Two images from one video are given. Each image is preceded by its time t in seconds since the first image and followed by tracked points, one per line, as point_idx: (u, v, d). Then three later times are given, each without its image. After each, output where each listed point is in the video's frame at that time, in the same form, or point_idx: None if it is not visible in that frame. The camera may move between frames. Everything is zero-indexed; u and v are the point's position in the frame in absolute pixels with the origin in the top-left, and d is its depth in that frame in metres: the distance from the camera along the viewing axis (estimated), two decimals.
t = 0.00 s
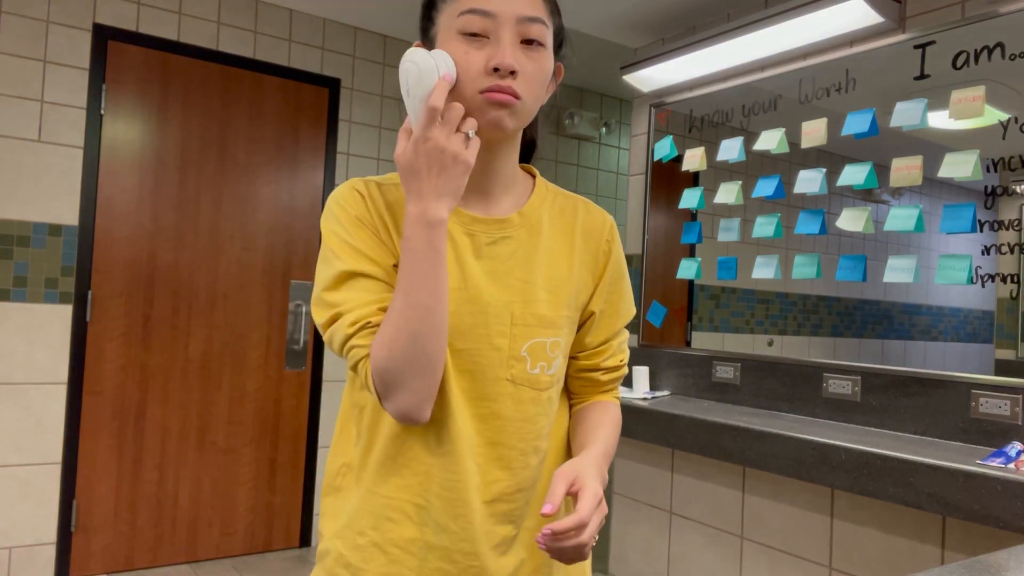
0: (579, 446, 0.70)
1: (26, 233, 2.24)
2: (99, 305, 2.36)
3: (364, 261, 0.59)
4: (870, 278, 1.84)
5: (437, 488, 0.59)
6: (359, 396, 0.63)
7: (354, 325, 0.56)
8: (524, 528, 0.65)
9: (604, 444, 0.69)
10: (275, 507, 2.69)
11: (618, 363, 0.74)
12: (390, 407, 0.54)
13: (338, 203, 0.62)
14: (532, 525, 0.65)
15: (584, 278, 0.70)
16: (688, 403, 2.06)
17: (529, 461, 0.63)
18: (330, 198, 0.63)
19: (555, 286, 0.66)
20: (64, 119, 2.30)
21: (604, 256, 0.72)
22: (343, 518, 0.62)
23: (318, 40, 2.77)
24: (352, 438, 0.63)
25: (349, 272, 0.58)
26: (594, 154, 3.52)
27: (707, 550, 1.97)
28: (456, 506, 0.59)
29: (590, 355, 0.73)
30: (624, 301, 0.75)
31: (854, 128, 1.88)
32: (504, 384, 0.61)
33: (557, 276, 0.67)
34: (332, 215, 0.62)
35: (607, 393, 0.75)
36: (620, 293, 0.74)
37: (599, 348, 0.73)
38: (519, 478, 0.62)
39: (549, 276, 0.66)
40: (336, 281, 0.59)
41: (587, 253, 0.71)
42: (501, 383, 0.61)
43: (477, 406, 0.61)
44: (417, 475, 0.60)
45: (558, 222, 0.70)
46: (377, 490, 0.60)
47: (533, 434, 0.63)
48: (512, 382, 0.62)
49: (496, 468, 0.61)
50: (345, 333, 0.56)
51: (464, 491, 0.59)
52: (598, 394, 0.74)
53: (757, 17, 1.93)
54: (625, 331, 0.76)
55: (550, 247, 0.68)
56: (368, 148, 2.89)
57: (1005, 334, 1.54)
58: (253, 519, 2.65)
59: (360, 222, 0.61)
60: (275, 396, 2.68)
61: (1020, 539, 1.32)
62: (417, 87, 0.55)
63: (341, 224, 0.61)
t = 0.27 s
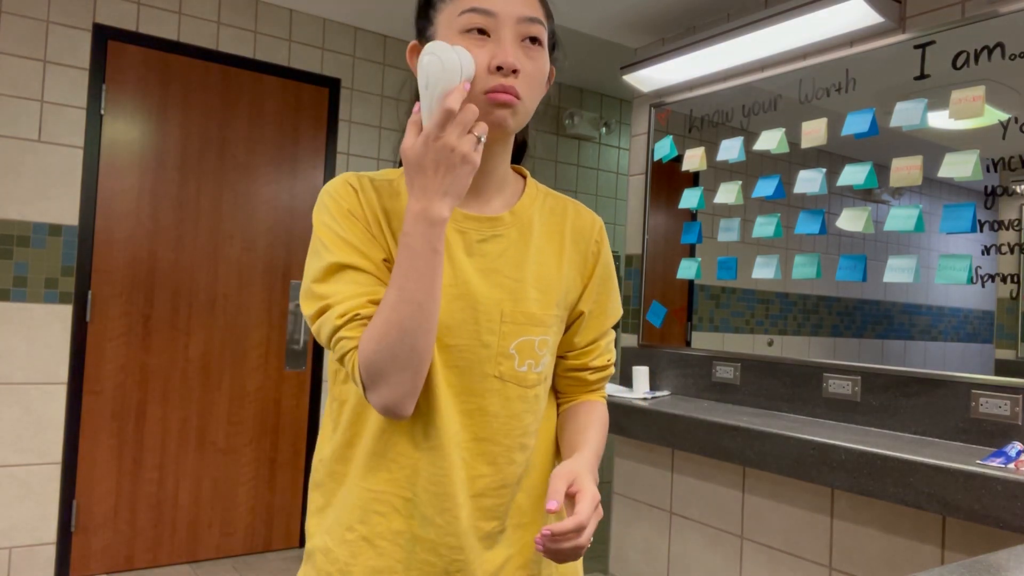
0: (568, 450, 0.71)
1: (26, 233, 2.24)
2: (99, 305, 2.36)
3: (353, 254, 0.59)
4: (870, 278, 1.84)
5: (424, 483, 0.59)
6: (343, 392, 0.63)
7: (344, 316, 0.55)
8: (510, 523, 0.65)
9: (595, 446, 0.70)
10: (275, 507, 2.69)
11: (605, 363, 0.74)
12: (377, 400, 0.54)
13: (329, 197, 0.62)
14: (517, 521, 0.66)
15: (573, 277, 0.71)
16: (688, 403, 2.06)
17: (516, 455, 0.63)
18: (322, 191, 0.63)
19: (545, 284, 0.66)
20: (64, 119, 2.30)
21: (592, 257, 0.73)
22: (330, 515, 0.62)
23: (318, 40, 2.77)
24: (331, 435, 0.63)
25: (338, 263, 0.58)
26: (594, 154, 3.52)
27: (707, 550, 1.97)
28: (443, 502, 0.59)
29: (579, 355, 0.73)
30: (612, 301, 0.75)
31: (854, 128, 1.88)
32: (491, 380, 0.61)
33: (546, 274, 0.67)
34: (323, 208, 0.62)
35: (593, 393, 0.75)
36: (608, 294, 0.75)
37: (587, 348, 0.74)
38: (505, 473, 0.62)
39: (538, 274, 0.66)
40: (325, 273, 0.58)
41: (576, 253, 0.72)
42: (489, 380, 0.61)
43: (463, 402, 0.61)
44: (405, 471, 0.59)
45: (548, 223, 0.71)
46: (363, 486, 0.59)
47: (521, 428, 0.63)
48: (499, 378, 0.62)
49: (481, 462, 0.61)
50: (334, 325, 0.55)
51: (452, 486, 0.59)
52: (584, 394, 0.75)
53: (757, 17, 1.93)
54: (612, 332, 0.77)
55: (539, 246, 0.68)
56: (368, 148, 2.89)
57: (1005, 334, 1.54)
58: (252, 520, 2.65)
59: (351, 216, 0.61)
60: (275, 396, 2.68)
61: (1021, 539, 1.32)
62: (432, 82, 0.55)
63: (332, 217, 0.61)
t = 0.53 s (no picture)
0: (573, 455, 0.71)
1: (26, 233, 2.24)
2: (99, 305, 2.36)
3: (348, 257, 0.59)
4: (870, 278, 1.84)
5: (424, 485, 0.59)
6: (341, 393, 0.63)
7: (337, 320, 0.55)
8: (510, 524, 0.65)
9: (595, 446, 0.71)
10: (275, 507, 2.69)
11: (601, 362, 0.75)
12: (371, 405, 0.54)
13: (326, 198, 0.62)
14: (517, 522, 0.66)
15: (571, 278, 0.71)
16: (688, 403, 2.06)
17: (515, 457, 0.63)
18: (320, 191, 0.63)
19: (543, 285, 0.67)
20: (64, 119, 2.30)
21: (590, 256, 0.73)
22: (330, 518, 0.62)
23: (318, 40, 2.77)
24: (326, 436, 0.63)
25: (332, 267, 0.58)
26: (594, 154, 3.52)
27: (707, 550, 1.97)
28: (443, 503, 0.59)
29: (576, 354, 0.73)
30: (609, 301, 0.76)
31: (854, 129, 1.88)
32: (491, 383, 0.61)
33: (545, 275, 0.67)
34: (319, 210, 0.62)
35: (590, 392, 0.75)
36: (605, 293, 0.75)
37: (584, 347, 0.74)
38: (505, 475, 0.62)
39: (537, 275, 0.66)
40: (320, 276, 0.58)
41: (574, 254, 0.72)
42: (488, 381, 0.61)
43: (463, 404, 0.61)
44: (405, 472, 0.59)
45: (546, 223, 0.71)
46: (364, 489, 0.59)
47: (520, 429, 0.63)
48: (499, 380, 0.62)
49: (479, 464, 0.62)
50: (328, 330, 0.55)
51: (452, 488, 0.59)
52: (582, 393, 0.75)
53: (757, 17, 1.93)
54: (609, 330, 0.77)
55: (538, 246, 0.68)
56: (368, 148, 2.89)
57: (1005, 334, 1.54)
58: (253, 520, 2.65)
59: (348, 217, 0.61)
60: (275, 396, 2.68)
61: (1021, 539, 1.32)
62: (429, 97, 0.56)
63: (328, 219, 0.61)
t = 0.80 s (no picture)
0: (574, 454, 0.71)
1: (26, 233, 2.24)
2: (99, 305, 2.36)
3: (350, 248, 0.59)
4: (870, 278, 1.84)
5: (422, 482, 0.59)
6: (339, 390, 0.63)
7: (343, 308, 0.55)
8: (508, 522, 0.65)
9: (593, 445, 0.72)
10: (275, 507, 2.69)
11: (597, 359, 0.75)
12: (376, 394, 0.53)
13: (326, 192, 0.62)
14: (515, 521, 0.66)
15: (568, 276, 0.71)
16: (688, 403, 2.06)
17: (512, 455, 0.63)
18: (319, 185, 0.63)
19: (541, 282, 0.67)
20: (64, 119, 2.30)
21: (587, 253, 0.74)
22: (327, 517, 0.61)
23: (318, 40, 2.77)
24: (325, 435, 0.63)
25: (335, 257, 0.57)
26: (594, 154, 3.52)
27: (707, 550, 1.97)
28: (442, 500, 0.59)
29: (572, 352, 0.74)
30: (605, 299, 0.76)
31: (854, 128, 1.88)
32: (489, 380, 0.62)
33: (543, 272, 0.67)
34: (319, 203, 0.62)
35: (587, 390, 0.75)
36: (602, 291, 0.75)
37: (580, 345, 0.75)
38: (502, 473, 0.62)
39: (535, 271, 0.67)
40: (322, 267, 0.58)
41: (571, 252, 0.72)
42: (486, 378, 0.61)
43: (462, 401, 0.61)
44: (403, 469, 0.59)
45: (544, 220, 0.71)
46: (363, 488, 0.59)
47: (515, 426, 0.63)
48: (496, 377, 0.62)
49: (477, 461, 0.61)
50: (334, 318, 0.55)
51: (451, 484, 0.59)
52: (579, 391, 0.75)
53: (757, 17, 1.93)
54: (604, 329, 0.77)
55: (536, 244, 0.68)
56: (368, 148, 2.89)
57: (1005, 334, 1.54)
58: (252, 520, 2.65)
59: (348, 212, 0.61)
60: (275, 396, 2.68)
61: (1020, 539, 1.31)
62: (445, 79, 0.56)
63: (329, 212, 0.61)
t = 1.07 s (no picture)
0: (567, 457, 0.71)
1: (26, 233, 2.24)
2: (99, 305, 2.36)
3: (338, 250, 0.58)
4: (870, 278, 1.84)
5: (414, 482, 0.59)
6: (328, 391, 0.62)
7: (326, 314, 0.55)
8: (501, 523, 0.65)
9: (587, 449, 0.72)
10: (275, 507, 2.69)
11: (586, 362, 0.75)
12: (359, 401, 0.53)
13: (317, 189, 0.62)
14: (507, 521, 0.66)
15: (560, 277, 0.71)
16: (688, 403, 2.06)
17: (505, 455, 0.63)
18: (311, 181, 0.63)
19: (533, 283, 0.67)
20: (64, 119, 2.30)
21: (578, 255, 0.74)
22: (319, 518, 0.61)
23: (318, 40, 2.78)
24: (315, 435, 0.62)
25: (321, 260, 0.57)
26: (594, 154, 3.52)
27: (707, 550, 1.97)
28: (435, 501, 0.59)
29: (562, 353, 0.74)
30: (595, 301, 0.76)
31: (854, 128, 1.88)
32: (482, 380, 0.62)
33: (536, 273, 0.67)
34: (309, 200, 0.62)
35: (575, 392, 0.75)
36: (592, 293, 0.75)
37: (571, 346, 0.75)
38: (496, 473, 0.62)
39: (527, 273, 0.67)
40: (308, 269, 0.57)
41: (562, 253, 0.72)
42: (479, 378, 0.61)
43: (454, 401, 0.61)
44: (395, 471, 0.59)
45: (536, 221, 0.71)
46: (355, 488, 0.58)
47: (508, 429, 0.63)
48: (489, 377, 0.62)
49: (470, 462, 0.61)
50: (317, 322, 0.54)
51: (445, 485, 0.59)
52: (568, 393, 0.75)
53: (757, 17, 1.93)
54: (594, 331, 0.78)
55: (528, 244, 0.68)
56: (368, 148, 2.89)
57: (1005, 334, 1.54)
58: (252, 520, 2.65)
59: (338, 210, 0.61)
60: (275, 396, 2.68)
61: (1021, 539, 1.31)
62: (459, 95, 0.55)
63: (318, 211, 0.60)
